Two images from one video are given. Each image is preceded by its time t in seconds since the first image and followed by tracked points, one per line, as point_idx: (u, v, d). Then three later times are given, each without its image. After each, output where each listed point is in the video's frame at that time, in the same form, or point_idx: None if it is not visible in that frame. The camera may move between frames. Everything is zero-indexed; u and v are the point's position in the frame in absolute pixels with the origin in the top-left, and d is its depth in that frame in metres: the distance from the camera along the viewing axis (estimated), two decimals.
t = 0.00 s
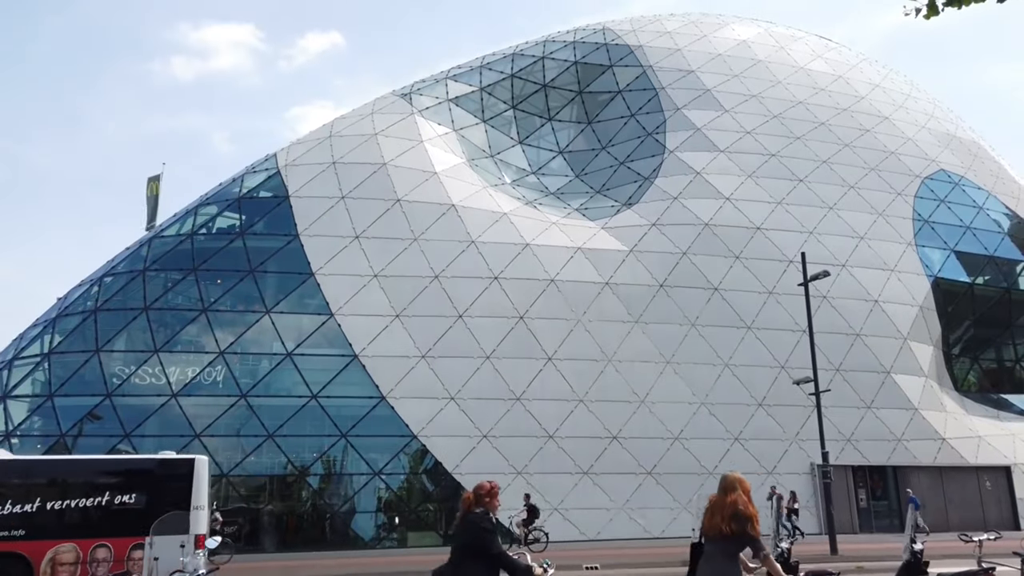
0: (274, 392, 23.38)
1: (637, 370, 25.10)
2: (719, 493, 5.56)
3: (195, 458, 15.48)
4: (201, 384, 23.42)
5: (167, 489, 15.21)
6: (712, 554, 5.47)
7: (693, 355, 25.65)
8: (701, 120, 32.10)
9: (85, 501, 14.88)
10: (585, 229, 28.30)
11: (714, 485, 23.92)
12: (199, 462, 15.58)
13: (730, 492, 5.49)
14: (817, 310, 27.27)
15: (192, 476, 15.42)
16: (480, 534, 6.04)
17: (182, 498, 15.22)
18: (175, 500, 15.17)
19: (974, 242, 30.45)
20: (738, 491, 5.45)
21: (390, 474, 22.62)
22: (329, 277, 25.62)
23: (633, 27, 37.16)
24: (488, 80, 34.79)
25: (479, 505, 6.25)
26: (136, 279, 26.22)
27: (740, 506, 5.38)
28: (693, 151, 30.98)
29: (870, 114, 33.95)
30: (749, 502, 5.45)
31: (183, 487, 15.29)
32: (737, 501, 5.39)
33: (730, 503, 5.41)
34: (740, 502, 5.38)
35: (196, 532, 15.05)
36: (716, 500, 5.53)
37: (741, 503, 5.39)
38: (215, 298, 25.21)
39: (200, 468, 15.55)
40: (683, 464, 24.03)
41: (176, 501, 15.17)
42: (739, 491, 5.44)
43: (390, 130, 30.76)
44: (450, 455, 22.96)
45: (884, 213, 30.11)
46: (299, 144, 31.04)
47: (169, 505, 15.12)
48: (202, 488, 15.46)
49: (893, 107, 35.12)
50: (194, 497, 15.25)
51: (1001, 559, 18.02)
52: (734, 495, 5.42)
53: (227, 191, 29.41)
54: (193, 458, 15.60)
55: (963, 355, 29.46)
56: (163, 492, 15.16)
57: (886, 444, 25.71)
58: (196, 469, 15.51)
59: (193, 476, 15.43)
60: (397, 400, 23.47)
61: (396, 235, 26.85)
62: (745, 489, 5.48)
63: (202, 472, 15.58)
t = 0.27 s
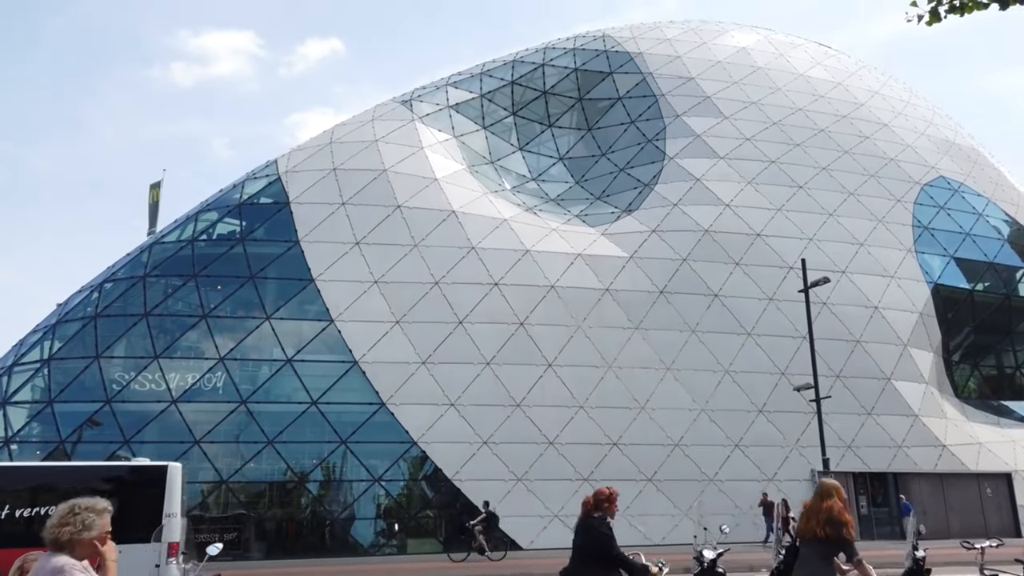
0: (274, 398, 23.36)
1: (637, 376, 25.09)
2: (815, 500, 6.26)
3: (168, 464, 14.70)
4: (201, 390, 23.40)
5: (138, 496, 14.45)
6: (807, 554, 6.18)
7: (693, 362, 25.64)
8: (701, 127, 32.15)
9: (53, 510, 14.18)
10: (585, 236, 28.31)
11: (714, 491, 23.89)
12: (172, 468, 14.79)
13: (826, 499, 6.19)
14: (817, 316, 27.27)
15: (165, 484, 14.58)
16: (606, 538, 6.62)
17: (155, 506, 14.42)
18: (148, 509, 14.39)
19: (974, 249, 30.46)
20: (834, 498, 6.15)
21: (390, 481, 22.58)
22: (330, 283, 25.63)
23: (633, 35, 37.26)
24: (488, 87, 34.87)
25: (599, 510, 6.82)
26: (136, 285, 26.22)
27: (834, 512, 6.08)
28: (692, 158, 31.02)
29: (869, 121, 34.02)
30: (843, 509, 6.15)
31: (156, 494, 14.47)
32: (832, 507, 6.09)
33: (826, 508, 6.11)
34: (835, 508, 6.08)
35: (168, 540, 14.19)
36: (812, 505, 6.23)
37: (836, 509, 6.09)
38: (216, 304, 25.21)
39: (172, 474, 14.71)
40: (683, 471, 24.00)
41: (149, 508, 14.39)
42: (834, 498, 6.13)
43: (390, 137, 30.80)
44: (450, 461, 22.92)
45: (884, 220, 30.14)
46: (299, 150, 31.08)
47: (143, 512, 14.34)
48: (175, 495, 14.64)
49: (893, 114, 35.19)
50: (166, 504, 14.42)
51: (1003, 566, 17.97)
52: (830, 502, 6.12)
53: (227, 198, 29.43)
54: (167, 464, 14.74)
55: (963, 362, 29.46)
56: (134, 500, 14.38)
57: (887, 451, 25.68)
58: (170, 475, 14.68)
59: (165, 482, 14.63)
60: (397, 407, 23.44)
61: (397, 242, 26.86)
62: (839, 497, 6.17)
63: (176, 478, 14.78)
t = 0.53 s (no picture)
0: (274, 403, 23.34)
1: (638, 381, 25.08)
2: (907, 504, 6.17)
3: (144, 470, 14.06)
4: (202, 395, 23.38)
5: (112, 501, 13.72)
6: (898, 558, 6.09)
7: (694, 367, 25.64)
8: (701, 132, 32.19)
9: (26, 514, 13.42)
10: (586, 240, 28.33)
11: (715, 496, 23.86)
12: (149, 472, 14.12)
13: (917, 503, 6.10)
14: (817, 321, 27.27)
15: (140, 487, 13.93)
16: (711, 537, 6.65)
17: (128, 512, 13.69)
18: (121, 514, 13.66)
19: (973, 254, 30.49)
20: (925, 502, 6.05)
21: (390, 486, 22.55)
22: (330, 287, 25.63)
23: (633, 40, 37.35)
24: (488, 92, 34.93)
25: (701, 511, 6.91)
26: (136, 290, 26.22)
27: (926, 514, 5.98)
28: (693, 163, 31.05)
29: (869, 126, 34.07)
30: (936, 512, 6.02)
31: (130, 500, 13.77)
32: (922, 511, 6.00)
33: (916, 512, 6.01)
34: (927, 512, 5.97)
35: (142, 546, 13.50)
36: (901, 508, 6.15)
37: (928, 512, 5.98)
38: (216, 308, 25.20)
39: (149, 478, 14.06)
40: (683, 476, 23.98)
41: (121, 515, 13.66)
42: (925, 502, 6.05)
43: (391, 142, 30.83)
44: (451, 466, 22.90)
45: (884, 225, 30.18)
46: (300, 155, 31.12)
47: (116, 518, 13.61)
48: (150, 500, 13.93)
49: (893, 119, 35.25)
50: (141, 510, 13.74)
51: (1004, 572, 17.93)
52: (920, 506, 6.03)
53: (228, 203, 29.44)
54: (143, 470, 14.10)
55: (963, 367, 29.46)
56: (110, 506, 13.65)
57: (887, 456, 25.66)
58: (146, 481, 14.05)
59: (142, 484, 13.96)
60: (397, 412, 23.42)
61: (397, 246, 26.87)
62: (931, 501, 6.07)
63: (150, 485, 14.05)
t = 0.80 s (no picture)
0: (274, 406, 23.33)
1: (638, 385, 25.06)
2: (994, 507, 6.14)
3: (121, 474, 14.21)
4: (202, 398, 23.37)
5: (89, 506, 13.83)
6: (984, 560, 6.05)
7: (695, 370, 25.63)
8: (701, 136, 32.22)
9: (2, 518, 13.45)
10: (586, 244, 28.34)
11: (716, 500, 23.84)
12: (126, 476, 14.27)
13: (1005, 507, 6.06)
14: (818, 325, 27.26)
15: (118, 492, 14.06)
16: (812, 537, 6.94)
17: (105, 517, 13.83)
18: (98, 519, 13.79)
19: (974, 258, 30.50)
20: (1012, 506, 6.01)
21: (390, 489, 22.53)
22: (331, 291, 25.64)
23: (633, 44, 37.41)
24: (489, 95, 34.98)
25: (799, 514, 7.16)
26: (137, 293, 26.23)
27: (1013, 517, 5.94)
28: (693, 167, 31.08)
29: (869, 130, 34.12)
30: None
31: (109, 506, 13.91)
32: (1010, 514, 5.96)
33: (1003, 514, 5.99)
34: (1014, 513, 5.95)
35: (119, 552, 13.59)
36: (989, 512, 6.14)
37: (1014, 514, 5.95)
38: (216, 312, 25.20)
39: (127, 483, 14.21)
40: (684, 480, 23.96)
41: (99, 519, 13.79)
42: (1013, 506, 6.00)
43: (391, 145, 30.86)
44: (451, 470, 22.88)
45: (884, 229, 30.19)
46: (301, 159, 31.15)
47: (92, 524, 13.73)
48: (128, 506, 14.08)
49: (893, 123, 35.29)
50: (118, 514, 13.87)
51: None
52: (1007, 509, 6.00)
53: (228, 206, 29.46)
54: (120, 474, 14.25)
55: (964, 371, 29.44)
56: (86, 509, 13.77)
57: (888, 460, 25.64)
58: (124, 485, 14.18)
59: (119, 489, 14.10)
60: (398, 415, 23.41)
61: (398, 250, 26.88)
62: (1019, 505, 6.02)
63: (128, 490, 14.18)
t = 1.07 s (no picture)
0: (275, 409, 23.33)
1: (639, 388, 25.05)
2: None
3: (98, 479, 15.08)
4: (203, 401, 23.37)
5: (67, 511, 14.69)
6: None
7: (695, 373, 25.62)
8: (702, 139, 32.25)
9: None
10: (587, 247, 28.36)
11: (717, 504, 23.82)
12: (104, 481, 15.15)
13: None
14: (819, 328, 27.25)
15: (94, 498, 14.92)
16: (906, 537, 7.39)
17: (82, 521, 14.69)
18: (75, 522, 14.64)
19: (975, 261, 30.49)
20: None
21: (390, 492, 22.51)
22: (332, 294, 25.64)
23: (634, 47, 37.45)
24: (490, 99, 35.02)
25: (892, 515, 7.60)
26: (137, 296, 26.23)
27: None
28: (694, 170, 31.10)
29: (869, 133, 34.15)
30: None
31: (86, 510, 14.77)
32: None
33: None
34: None
35: (99, 555, 14.50)
36: None
37: None
38: (217, 315, 25.21)
39: (104, 488, 15.09)
40: (685, 483, 23.94)
41: (76, 523, 14.65)
42: None
43: (392, 148, 30.89)
44: (452, 472, 22.86)
45: (885, 231, 30.21)
46: (302, 162, 31.17)
47: (70, 528, 14.60)
48: (106, 510, 14.95)
49: (893, 126, 35.31)
50: (96, 518, 14.76)
51: None
52: None
53: (229, 209, 29.48)
54: (98, 479, 15.12)
55: (965, 374, 29.41)
56: (62, 513, 14.63)
57: (889, 463, 25.61)
58: (102, 490, 15.05)
59: (96, 494, 14.96)
60: (398, 418, 23.39)
61: (399, 253, 26.90)
62: None
63: (108, 493, 15.10)
